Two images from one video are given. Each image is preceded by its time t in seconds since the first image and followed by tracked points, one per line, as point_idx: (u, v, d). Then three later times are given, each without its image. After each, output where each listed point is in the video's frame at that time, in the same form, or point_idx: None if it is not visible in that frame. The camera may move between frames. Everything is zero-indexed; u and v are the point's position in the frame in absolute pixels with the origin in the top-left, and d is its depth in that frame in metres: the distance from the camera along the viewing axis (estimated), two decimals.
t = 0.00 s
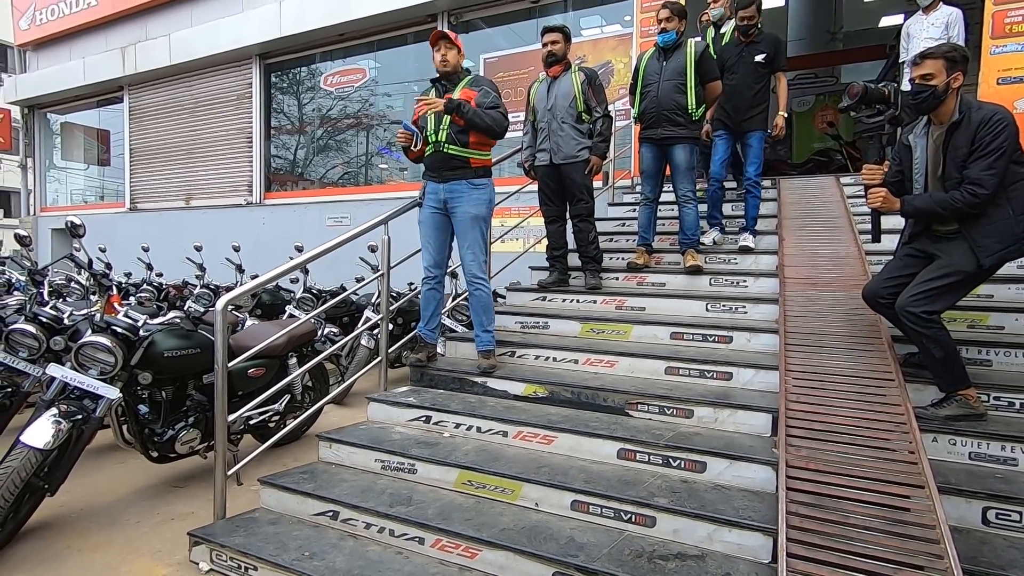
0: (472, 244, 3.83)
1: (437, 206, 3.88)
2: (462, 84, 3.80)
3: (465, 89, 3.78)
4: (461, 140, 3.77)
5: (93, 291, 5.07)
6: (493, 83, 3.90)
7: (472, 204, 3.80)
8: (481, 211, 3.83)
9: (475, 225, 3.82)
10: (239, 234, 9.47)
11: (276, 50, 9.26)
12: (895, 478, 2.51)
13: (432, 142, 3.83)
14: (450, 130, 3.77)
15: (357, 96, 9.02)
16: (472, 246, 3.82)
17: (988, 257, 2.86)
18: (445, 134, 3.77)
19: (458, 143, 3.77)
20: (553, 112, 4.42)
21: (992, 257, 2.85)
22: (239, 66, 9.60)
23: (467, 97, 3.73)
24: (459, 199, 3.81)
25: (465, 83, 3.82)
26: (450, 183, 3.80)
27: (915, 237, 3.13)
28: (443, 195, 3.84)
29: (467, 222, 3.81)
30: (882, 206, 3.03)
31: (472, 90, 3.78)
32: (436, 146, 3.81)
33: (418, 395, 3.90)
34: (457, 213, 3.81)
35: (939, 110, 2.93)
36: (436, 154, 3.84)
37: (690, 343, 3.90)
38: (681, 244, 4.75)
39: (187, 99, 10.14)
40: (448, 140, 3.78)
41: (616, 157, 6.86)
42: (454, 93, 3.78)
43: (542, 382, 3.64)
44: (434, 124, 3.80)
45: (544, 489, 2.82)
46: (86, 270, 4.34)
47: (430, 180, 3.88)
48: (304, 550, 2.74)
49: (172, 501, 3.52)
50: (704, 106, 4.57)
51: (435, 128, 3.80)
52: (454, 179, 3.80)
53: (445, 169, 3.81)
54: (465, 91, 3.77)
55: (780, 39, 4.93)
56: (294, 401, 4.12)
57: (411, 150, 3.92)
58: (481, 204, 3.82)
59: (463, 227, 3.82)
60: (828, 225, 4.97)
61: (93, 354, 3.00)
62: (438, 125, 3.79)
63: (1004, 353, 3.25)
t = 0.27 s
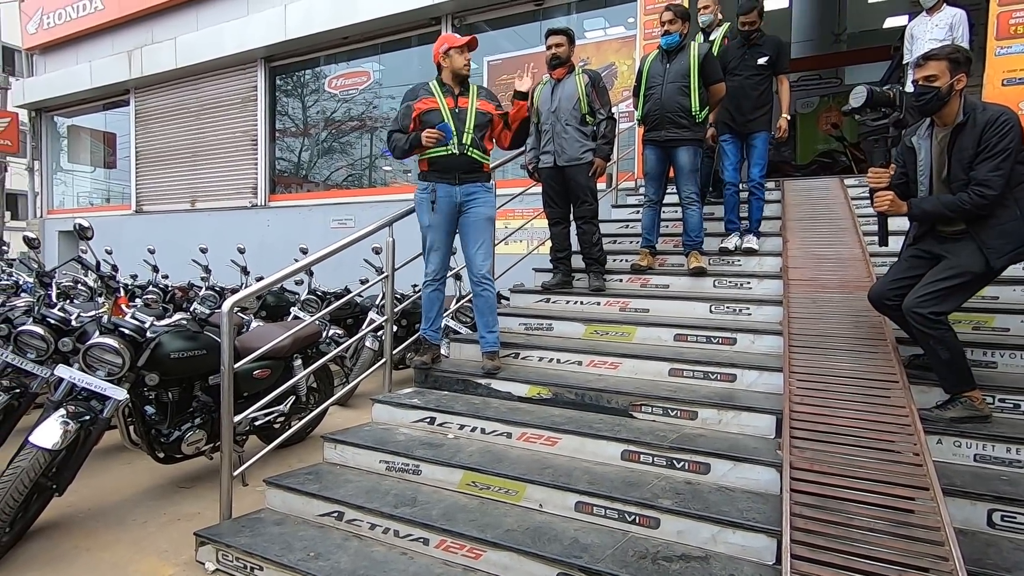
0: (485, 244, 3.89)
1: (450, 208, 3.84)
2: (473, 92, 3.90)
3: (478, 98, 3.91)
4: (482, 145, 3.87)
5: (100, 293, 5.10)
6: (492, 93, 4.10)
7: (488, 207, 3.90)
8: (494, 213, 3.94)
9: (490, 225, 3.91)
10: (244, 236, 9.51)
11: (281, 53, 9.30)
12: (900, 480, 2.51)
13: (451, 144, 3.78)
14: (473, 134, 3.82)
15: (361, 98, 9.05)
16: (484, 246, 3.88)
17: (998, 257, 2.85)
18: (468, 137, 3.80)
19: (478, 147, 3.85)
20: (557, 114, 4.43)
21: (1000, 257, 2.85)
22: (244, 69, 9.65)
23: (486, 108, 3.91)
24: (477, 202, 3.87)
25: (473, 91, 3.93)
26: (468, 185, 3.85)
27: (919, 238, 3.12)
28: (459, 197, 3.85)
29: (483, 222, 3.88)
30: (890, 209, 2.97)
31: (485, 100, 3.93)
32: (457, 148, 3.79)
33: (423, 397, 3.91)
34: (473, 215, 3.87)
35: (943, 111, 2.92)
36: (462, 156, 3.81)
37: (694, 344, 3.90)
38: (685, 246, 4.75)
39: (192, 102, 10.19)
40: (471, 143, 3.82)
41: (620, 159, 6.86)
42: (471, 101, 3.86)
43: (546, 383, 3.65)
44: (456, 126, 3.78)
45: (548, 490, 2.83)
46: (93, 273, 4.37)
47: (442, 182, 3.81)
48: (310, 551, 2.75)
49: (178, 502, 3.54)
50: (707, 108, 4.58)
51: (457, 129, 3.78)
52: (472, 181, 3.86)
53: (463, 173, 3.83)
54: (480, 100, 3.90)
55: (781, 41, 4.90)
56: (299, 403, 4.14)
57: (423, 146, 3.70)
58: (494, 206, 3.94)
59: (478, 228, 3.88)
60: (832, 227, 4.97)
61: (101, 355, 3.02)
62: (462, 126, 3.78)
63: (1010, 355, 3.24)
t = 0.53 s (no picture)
0: (492, 247, 3.93)
1: (461, 212, 3.85)
2: (482, 99, 3.95)
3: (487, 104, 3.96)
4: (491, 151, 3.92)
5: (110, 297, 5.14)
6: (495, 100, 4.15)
7: (497, 211, 3.95)
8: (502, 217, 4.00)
9: (498, 228, 3.96)
10: (251, 240, 9.56)
11: (287, 59, 9.36)
12: (906, 485, 2.50)
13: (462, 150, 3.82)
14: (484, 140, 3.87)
15: (366, 103, 9.08)
16: (492, 249, 3.92)
17: (1009, 259, 2.84)
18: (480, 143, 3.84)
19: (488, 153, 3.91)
20: (562, 119, 4.45)
21: (1011, 258, 2.84)
22: (251, 75, 9.71)
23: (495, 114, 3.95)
24: (487, 206, 3.91)
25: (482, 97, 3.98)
26: (477, 190, 3.88)
27: (927, 241, 3.11)
28: (470, 201, 3.87)
29: (491, 226, 3.93)
30: (898, 214, 2.96)
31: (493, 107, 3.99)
32: (469, 153, 3.82)
33: (428, 400, 3.92)
34: (483, 218, 3.91)
35: (949, 113, 2.91)
36: (468, 161, 3.82)
37: (700, 348, 3.90)
38: (690, 250, 4.75)
39: (199, 108, 10.26)
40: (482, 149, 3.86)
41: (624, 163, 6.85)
42: (480, 107, 3.90)
43: (552, 387, 3.66)
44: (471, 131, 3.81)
45: (554, 494, 2.83)
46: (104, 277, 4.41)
47: (452, 186, 3.82)
48: (317, 554, 2.76)
49: (186, 504, 3.56)
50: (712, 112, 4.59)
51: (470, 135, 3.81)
52: (481, 186, 3.88)
53: (474, 177, 3.85)
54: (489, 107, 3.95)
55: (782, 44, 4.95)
56: (305, 406, 4.15)
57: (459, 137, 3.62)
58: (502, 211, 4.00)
59: (486, 232, 3.92)
60: (838, 230, 4.96)
61: (110, 359, 3.05)
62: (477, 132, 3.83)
63: (1017, 359, 3.23)
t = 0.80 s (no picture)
0: (495, 254, 3.89)
1: (461, 218, 3.90)
2: (492, 103, 3.89)
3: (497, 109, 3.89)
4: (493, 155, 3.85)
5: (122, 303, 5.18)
6: (516, 105, 4.05)
7: (498, 217, 3.89)
8: (507, 224, 3.93)
9: (501, 236, 3.90)
10: (260, 246, 9.61)
11: (296, 66, 9.43)
12: (918, 492, 2.49)
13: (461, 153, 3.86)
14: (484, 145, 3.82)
15: (373, 109, 9.12)
16: (496, 257, 3.89)
17: None
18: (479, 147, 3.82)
19: (490, 158, 3.85)
20: (569, 125, 4.46)
21: None
22: (260, 82, 9.78)
23: (504, 119, 3.84)
24: (487, 211, 3.87)
25: (490, 101, 3.92)
26: (477, 196, 3.86)
27: (940, 243, 3.09)
28: (469, 207, 3.87)
29: (493, 233, 3.88)
30: (913, 216, 2.92)
31: (506, 111, 3.88)
32: (468, 158, 3.84)
33: (437, 406, 3.93)
34: (484, 225, 3.87)
35: (962, 112, 2.91)
36: (462, 167, 3.86)
37: (708, 354, 3.88)
38: (697, 255, 4.75)
39: (209, 115, 10.35)
40: (481, 153, 3.83)
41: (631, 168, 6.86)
42: (488, 112, 3.84)
43: (560, 393, 3.66)
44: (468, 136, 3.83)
45: (562, 500, 2.83)
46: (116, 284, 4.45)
47: (454, 191, 3.89)
48: (326, 559, 2.77)
49: (196, 509, 3.57)
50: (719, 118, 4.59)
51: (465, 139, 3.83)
52: (481, 192, 3.86)
53: (473, 181, 3.85)
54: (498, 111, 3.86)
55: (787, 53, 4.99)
56: (314, 411, 4.17)
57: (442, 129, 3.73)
58: (507, 217, 3.93)
59: (487, 240, 3.88)
60: (847, 235, 4.94)
61: (123, 364, 3.07)
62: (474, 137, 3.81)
63: None
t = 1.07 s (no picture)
0: (504, 260, 3.87)
1: (472, 223, 3.96)
2: (502, 104, 3.88)
3: (505, 110, 3.86)
4: (496, 159, 3.83)
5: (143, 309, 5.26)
6: (532, 105, 3.97)
7: (505, 221, 3.84)
8: (514, 228, 3.86)
9: (508, 241, 3.85)
10: (276, 252, 9.70)
11: (311, 73, 9.52)
12: (941, 498, 2.45)
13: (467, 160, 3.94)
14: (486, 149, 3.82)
15: (387, 115, 9.18)
16: (507, 263, 3.87)
17: None
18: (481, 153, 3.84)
19: (492, 162, 3.84)
20: (582, 129, 4.47)
21: None
22: (276, 89, 9.88)
23: (509, 120, 3.80)
24: (493, 215, 3.86)
25: (500, 104, 3.91)
26: (483, 201, 3.88)
27: (964, 238, 3.04)
28: (476, 212, 3.92)
29: (501, 238, 3.85)
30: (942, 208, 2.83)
31: (513, 112, 3.83)
32: (473, 164, 3.91)
33: (452, 409, 3.94)
34: (492, 229, 3.86)
35: (988, 97, 2.86)
36: (472, 172, 3.92)
37: (724, 358, 3.86)
38: (713, 258, 4.73)
39: (226, 123, 10.48)
40: (483, 159, 3.86)
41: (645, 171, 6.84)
42: (494, 114, 3.84)
43: (575, 397, 3.65)
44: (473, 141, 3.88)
45: (579, 504, 2.82)
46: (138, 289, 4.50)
47: (466, 198, 3.97)
48: (343, 561, 2.78)
49: (215, 511, 3.60)
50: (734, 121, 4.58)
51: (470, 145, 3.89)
52: (488, 197, 3.86)
53: (479, 187, 3.88)
54: (505, 112, 3.84)
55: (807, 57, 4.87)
56: (330, 415, 4.20)
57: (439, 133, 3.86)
58: (515, 221, 3.86)
59: (497, 244, 3.86)
60: (865, 238, 4.89)
61: (145, 368, 3.11)
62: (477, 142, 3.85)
63: None
